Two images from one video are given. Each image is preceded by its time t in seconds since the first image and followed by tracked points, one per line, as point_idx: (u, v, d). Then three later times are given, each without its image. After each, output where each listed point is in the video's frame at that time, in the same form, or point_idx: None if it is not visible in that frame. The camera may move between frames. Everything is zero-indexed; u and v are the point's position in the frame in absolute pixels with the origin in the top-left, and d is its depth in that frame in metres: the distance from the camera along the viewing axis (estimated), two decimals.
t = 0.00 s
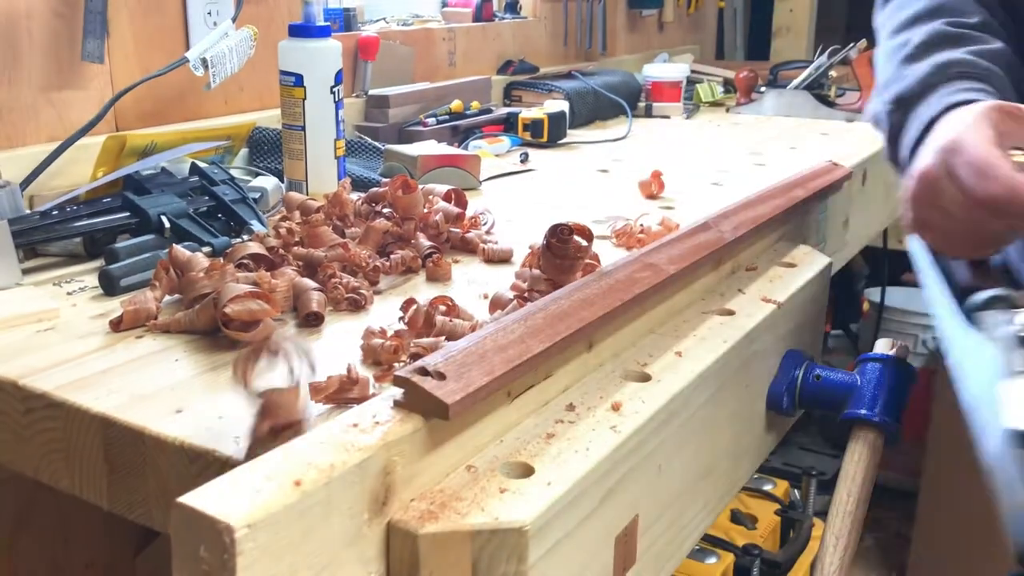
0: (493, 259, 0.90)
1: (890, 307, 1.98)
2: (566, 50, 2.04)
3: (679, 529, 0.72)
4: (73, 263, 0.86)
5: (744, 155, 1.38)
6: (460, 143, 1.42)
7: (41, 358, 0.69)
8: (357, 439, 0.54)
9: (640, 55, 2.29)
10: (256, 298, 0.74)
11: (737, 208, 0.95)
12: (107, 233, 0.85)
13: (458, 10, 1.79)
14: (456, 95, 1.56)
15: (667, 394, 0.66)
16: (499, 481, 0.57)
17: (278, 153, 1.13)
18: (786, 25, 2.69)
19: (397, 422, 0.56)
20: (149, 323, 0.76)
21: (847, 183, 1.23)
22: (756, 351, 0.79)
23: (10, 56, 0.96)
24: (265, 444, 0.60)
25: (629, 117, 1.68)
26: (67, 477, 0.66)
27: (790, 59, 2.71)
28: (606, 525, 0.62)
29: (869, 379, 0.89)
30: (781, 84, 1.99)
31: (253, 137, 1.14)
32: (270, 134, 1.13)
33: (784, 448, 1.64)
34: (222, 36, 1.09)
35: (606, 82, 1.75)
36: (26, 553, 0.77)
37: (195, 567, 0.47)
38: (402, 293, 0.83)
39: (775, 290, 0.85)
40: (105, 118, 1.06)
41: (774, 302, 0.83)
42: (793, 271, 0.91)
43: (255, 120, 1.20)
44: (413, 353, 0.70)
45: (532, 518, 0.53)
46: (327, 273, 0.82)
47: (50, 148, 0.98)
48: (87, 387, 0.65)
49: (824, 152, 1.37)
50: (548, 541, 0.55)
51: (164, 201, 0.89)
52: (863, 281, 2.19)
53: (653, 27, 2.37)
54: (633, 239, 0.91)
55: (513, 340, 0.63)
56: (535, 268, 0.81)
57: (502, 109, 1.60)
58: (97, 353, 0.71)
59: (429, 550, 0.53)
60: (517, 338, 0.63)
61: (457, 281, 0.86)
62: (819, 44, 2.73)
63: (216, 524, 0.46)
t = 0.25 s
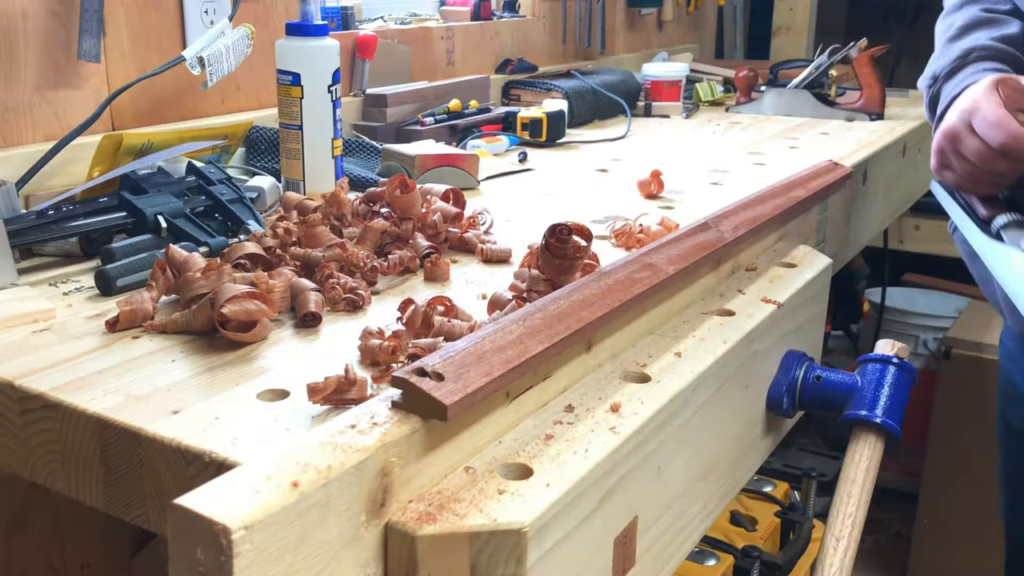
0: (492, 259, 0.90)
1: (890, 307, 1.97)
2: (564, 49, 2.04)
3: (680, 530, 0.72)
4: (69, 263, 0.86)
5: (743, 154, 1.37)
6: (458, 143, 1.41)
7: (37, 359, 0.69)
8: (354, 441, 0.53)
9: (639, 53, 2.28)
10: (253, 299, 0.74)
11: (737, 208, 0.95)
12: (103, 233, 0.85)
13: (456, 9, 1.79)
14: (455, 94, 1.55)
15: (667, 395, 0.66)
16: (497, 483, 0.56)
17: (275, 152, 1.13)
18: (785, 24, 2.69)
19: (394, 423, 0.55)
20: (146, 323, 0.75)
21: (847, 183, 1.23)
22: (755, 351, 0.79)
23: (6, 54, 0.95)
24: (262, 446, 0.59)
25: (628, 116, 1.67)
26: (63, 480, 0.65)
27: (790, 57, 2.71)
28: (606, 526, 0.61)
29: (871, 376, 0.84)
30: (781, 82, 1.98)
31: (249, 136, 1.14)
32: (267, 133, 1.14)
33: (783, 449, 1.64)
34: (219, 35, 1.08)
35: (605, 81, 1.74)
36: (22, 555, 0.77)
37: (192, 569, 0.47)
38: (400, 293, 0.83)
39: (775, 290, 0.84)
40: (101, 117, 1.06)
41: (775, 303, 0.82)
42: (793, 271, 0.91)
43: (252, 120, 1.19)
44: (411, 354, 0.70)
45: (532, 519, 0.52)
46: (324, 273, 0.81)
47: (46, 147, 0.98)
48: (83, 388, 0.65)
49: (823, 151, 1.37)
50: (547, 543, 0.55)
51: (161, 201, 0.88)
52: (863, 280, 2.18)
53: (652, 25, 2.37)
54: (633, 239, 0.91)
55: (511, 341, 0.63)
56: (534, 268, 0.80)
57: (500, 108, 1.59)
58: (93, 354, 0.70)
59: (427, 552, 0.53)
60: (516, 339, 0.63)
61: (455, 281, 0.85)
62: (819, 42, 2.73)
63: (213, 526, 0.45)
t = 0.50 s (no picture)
0: (490, 259, 0.89)
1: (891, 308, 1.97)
2: (563, 48, 2.04)
3: (679, 531, 0.71)
4: (65, 263, 0.85)
5: (742, 154, 1.37)
6: (456, 142, 1.41)
7: (32, 359, 0.68)
8: (351, 441, 0.53)
9: (638, 52, 2.28)
10: (250, 299, 0.73)
11: (736, 208, 0.95)
12: (99, 233, 0.84)
13: (454, 8, 1.79)
14: (453, 93, 1.55)
15: (666, 395, 0.66)
16: (496, 484, 0.56)
17: (272, 151, 1.13)
18: (785, 23, 2.69)
19: (392, 424, 0.55)
20: (142, 324, 0.75)
21: (847, 182, 1.23)
22: (755, 351, 0.78)
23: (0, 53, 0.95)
24: (258, 447, 0.59)
25: (627, 115, 1.67)
26: (59, 481, 0.65)
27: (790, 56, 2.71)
28: (606, 527, 0.61)
29: (871, 377, 0.83)
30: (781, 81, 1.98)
31: (247, 135, 1.13)
32: (264, 133, 1.13)
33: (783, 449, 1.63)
34: (215, 34, 1.08)
35: (604, 80, 1.74)
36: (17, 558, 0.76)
37: (187, 570, 0.46)
38: (398, 293, 0.82)
39: (775, 290, 0.84)
40: (97, 116, 1.05)
41: (774, 303, 0.82)
42: (793, 271, 0.90)
43: (249, 119, 1.19)
44: (408, 355, 0.70)
45: (531, 521, 0.52)
46: (322, 273, 0.81)
47: (41, 147, 0.97)
48: (78, 389, 0.64)
49: (823, 151, 1.37)
50: (545, 545, 0.54)
51: (157, 201, 0.88)
52: (863, 281, 2.15)
53: (651, 24, 2.36)
54: (631, 239, 0.90)
55: (509, 342, 0.62)
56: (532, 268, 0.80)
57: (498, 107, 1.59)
58: (88, 354, 0.70)
59: (426, 554, 0.52)
60: (514, 340, 0.63)
61: (453, 281, 0.85)
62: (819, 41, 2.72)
63: (210, 527, 0.45)
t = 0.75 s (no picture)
0: (488, 259, 0.89)
1: (891, 308, 1.97)
2: (562, 46, 2.03)
3: (679, 532, 0.71)
4: (61, 263, 0.85)
5: (741, 153, 1.36)
6: (454, 142, 1.40)
7: (28, 360, 0.68)
8: (349, 443, 0.53)
9: (637, 51, 2.28)
10: (247, 299, 0.73)
11: (736, 208, 0.94)
12: (95, 232, 0.84)
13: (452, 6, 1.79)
14: (451, 92, 1.54)
15: (665, 396, 0.65)
16: (494, 486, 0.56)
17: (270, 151, 1.12)
18: (785, 21, 2.69)
19: (390, 426, 0.54)
20: (138, 324, 0.74)
21: (847, 182, 1.22)
22: (755, 352, 0.78)
23: None
24: (254, 448, 0.58)
25: (626, 115, 1.67)
26: (55, 482, 0.64)
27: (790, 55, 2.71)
28: (605, 529, 0.61)
29: (872, 377, 0.82)
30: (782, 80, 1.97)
31: (244, 134, 1.12)
32: (261, 132, 1.12)
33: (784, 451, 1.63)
34: (212, 33, 1.08)
35: (603, 79, 1.74)
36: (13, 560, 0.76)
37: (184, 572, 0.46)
38: (396, 293, 0.82)
39: (775, 291, 0.84)
40: (93, 116, 1.05)
41: (774, 304, 0.82)
42: (793, 271, 0.90)
43: (246, 118, 1.18)
44: (406, 356, 0.69)
45: (529, 523, 0.52)
46: (319, 273, 0.80)
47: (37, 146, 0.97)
48: (74, 391, 0.64)
49: (823, 151, 1.36)
50: (544, 546, 0.54)
51: (154, 201, 0.87)
52: (863, 283, 2.11)
53: (650, 23, 2.36)
54: (631, 239, 0.90)
55: (507, 342, 0.62)
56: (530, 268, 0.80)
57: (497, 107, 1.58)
58: (84, 355, 0.69)
59: (424, 556, 0.52)
60: (512, 341, 0.62)
61: (451, 282, 0.84)
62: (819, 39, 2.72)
63: (207, 529, 0.44)
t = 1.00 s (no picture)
0: (486, 260, 0.89)
1: (891, 308, 1.96)
2: (561, 45, 2.03)
3: (678, 535, 0.71)
4: (57, 264, 0.84)
5: (740, 153, 1.36)
6: (452, 141, 1.40)
7: (23, 361, 0.67)
8: (346, 444, 0.52)
9: (636, 50, 2.28)
10: (244, 299, 0.72)
11: (735, 207, 0.94)
12: (91, 233, 0.83)
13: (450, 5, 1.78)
14: (449, 92, 1.54)
15: (664, 398, 0.65)
16: (492, 487, 0.55)
17: (267, 150, 1.11)
18: (785, 20, 2.68)
19: (387, 427, 0.54)
20: (134, 325, 0.74)
21: (847, 182, 1.22)
22: (755, 353, 0.78)
23: None
24: (251, 450, 0.58)
25: (625, 114, 1.66)
26: (50, 483, 0.64)
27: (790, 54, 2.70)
28: (604, 531, 0.60)
29: (872, 379, 0.82)
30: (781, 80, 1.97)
31: (240, 134, 1.12)
32: (257, 132, 1.12)
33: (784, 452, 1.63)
34: (208, 32, 1.07)
35: (602, 78, 1.73)
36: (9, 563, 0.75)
37: None
38: (394, 294, 0.81)
39: (774, 291, 0.84)
40: (89, 115, 1.04)
41: (774, 304, 0.81)
42: (793, 272, 0.89)
43: (243, 118, 1.18)
44: (404, 357, 0.69)
45: (528, 525, 0.51)
46: (316, 274, 0.80)
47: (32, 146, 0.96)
48: (70, 392, 0.64)
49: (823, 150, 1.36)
50: (543, 548, 0.53)
51: (150, 201, 0.87)
52: (863, 283, 2.13)
53: (649, 22, 2.36)
54: (629, 239, 0.90)
55: (505, 344, 0.62)
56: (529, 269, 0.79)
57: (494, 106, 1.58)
58: (80, 356, 0.69)
59: (422, 558, 0.51)
60: (510, 342, 0.62)
61: (449, 282, 0.84)
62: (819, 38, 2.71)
63: (203, 531, 0.44)
